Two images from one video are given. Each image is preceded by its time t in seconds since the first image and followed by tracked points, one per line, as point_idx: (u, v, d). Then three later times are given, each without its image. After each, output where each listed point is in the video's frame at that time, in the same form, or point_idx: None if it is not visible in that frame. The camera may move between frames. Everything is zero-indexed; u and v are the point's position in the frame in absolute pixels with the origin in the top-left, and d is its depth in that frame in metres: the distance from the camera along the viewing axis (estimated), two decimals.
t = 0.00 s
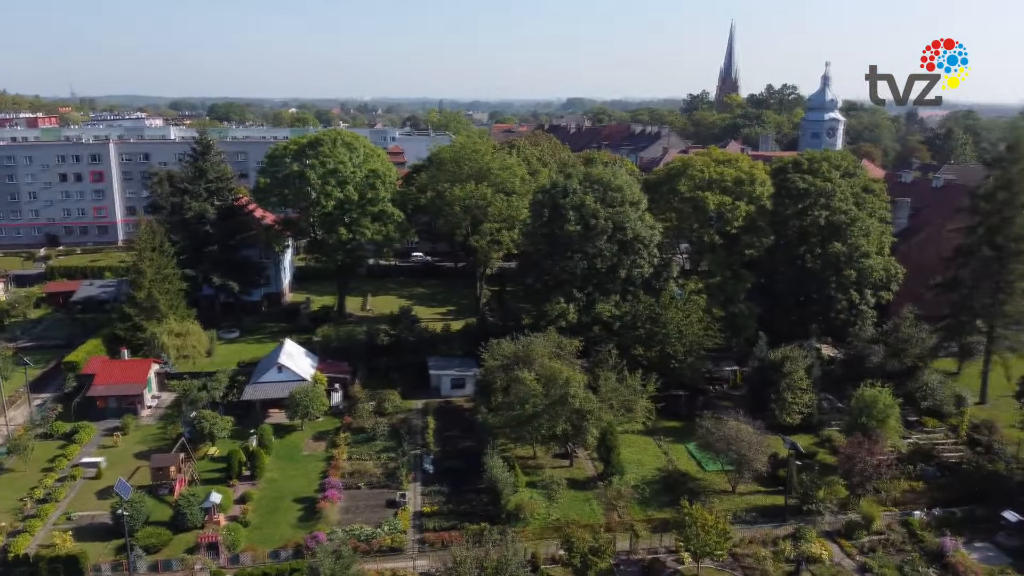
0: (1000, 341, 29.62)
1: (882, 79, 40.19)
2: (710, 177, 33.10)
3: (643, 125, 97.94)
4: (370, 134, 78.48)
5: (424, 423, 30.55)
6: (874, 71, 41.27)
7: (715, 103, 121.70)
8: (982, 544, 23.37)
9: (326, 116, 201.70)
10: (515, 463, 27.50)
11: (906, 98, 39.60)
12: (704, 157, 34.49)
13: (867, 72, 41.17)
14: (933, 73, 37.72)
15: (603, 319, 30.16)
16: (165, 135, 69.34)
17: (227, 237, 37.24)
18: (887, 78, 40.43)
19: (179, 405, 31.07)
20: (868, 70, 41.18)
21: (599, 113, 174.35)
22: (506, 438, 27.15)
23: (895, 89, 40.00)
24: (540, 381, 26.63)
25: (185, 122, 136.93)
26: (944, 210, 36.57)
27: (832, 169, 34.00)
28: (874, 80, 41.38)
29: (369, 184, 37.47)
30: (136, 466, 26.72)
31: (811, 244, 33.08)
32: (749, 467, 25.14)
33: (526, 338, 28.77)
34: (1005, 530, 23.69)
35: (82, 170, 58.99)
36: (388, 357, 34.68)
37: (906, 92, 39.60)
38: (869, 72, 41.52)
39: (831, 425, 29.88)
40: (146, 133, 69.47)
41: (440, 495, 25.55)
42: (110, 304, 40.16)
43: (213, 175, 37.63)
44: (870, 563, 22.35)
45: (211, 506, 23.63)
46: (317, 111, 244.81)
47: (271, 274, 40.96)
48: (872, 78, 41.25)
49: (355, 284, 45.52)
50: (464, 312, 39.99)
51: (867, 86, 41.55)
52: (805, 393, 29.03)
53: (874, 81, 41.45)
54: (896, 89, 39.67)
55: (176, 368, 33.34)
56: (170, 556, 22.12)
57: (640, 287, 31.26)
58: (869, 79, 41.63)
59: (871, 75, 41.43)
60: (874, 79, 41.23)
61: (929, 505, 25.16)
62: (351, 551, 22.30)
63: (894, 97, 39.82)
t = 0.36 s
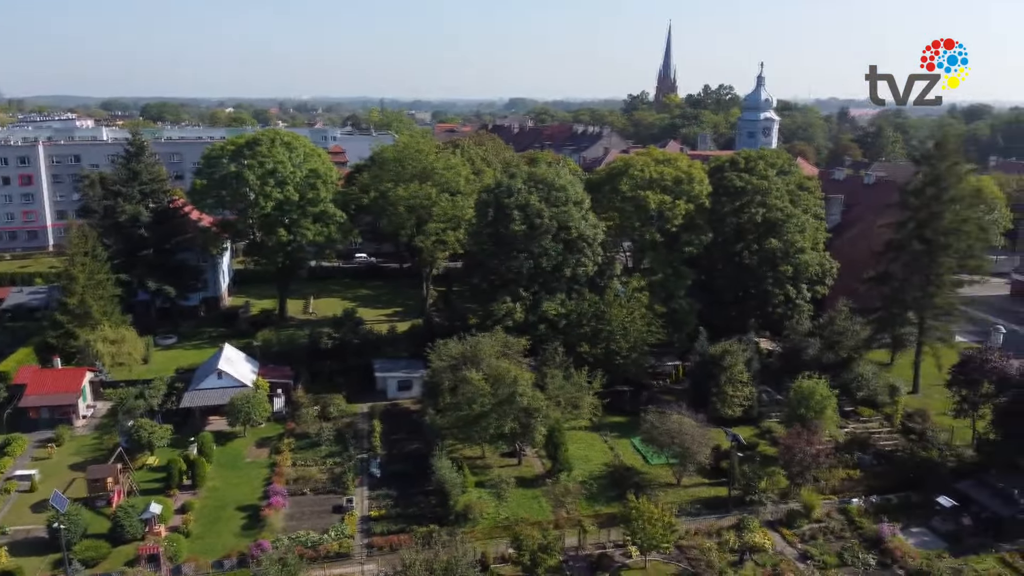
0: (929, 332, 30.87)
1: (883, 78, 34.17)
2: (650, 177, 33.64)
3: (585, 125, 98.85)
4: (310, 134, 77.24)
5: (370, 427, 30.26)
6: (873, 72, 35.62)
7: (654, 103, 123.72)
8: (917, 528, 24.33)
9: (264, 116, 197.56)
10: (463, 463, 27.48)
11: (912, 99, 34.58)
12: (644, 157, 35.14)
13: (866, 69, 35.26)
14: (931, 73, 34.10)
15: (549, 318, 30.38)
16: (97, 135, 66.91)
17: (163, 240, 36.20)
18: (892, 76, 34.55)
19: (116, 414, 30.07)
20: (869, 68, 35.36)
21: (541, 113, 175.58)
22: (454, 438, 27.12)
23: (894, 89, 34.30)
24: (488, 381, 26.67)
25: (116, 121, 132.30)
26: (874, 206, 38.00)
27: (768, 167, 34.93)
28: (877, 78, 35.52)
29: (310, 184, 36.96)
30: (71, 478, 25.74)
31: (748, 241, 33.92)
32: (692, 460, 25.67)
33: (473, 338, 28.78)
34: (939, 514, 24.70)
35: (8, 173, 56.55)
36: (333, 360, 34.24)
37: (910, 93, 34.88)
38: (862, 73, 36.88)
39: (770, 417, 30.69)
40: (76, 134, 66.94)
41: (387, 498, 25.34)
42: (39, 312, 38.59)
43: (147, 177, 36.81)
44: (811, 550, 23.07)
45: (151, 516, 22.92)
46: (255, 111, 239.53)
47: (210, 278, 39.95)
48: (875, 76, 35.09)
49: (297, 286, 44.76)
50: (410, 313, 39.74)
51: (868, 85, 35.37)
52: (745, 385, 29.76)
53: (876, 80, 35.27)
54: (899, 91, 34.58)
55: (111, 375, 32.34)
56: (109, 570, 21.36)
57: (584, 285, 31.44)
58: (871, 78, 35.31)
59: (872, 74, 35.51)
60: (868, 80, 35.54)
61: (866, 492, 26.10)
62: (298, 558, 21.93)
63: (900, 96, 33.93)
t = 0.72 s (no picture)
0: (863, 324, 32.11)
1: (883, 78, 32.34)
2: (591, 176, 34.02)
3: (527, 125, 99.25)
4: (248, 134, 75.52)
5: (314, 432, 29.76)
6: (874, 71, 33.60)
7: (595, 103, 125.34)
8: (855, 516, 25.33)
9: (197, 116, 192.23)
10: (410, 466, 27.33)
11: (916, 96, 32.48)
12: (585, 157, 35.33)
13: (868, 70, 33.13)
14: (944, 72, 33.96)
15: (495, 317, 30.48)
16: (21, 136, 64.10)
17: (95, 245, 34.72)
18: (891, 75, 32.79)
19: (48, 425, 28.82)
20: (869, 68, 33.15)
21: (482, 110, 176.07)
22: (400, 441, 26.92)
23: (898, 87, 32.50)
24: (435, 382, 26.58)
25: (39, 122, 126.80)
26: (807, 203, 39.29)
27: (705, 166, 35.74)
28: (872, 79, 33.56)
29: (247, 185, 36.11)
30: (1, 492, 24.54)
31: (687, 239, 34.61)
32: (637, 454, 26.12)
33: (419, 339, 28.60)
34: (875, 501, 25.75)
35: None
36: (274, 365, 33.54)
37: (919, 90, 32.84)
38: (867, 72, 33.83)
39: (712, 410, 31.44)
40: None
41: (333, 504, 24.97)
42: None
43: (77, 180, 35.02)
44: (753, 540, 23.75)
45: (88, 529, 22.01)
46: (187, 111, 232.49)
47: (143, 281, 38.90)
48: (876, 76, 32.97)
49: (235, 290, 43.67)
50: (352, 315, 39.20)
51: (868, 85, 33.26)
52: (686, 379, 30.45)
53: (876, 80, 33.35)
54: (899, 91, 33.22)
55: (41, 385, 31.00)
56: None
57: (529, 285, 31.60)
58: (871, 79, 33.35)
59: (871, 74, 33.52)
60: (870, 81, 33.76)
61: (805, 481, 27.03)
62: (242, 566, 21.42)
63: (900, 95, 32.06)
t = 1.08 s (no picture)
0: (799, 318, 33.22)
1: (883, 78, 33.43)
2: (535, 176, 34.21)
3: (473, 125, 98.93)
4: (183, 134, 73.41)
5: (256, 438, 29.14)
6: (874, 71, 34.88)
7: (536, 103, 126.14)
8: (796, 504, 26.23)
9: (127, 117, 185.87)
10: (356, 469, 27.04)
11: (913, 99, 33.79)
12: (529, 156, 35.72)
13: (867, 70, 34.24)
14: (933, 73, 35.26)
15: (442, 317, 30.41)
16: None
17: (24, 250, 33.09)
18: (891, 76, 33.93)
19: None
20: (869, 68, 34.26)
21: (421, 109, 174.39)
22: (346, 445, 26.62)
23: (895, 87, 33.68)
24: (381, 384, 26.33)
25: None
26: (745, 200, 40.34)
27: (645, 165, 36.40)
28: (872, 79, 34.72)
29: (183, 186, 35.09)
30: None
31: (629, 237, 35.16)
32: (584, 450, 26.44)
33: (364, 342, 28.25)
34: (814, 489, 26.70)
35: None
36: (213, 371, 32.72)
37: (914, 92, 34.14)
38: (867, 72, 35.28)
39: (656, 404, 32.03)
40: None
41: (278, 510, 24.50)
42: None
43: (4, 182, 33.33)
44: (698, 531, 24.33)
45: (23, 543, 21.03)
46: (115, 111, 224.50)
47: (75, 287, 37.31)
48: (876, 77, 34.12)
49: (172, 294, 42.42)
50: (294, 318, 38.49)
51: (867, 85, 34.37)
52: (630, 374, 31.03)
53: (875, 80, 34.47)
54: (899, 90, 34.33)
55: None
56: None
57: (476, 284, 31.61)
58: (870, 79, 34.51)
59: (870, 74, 34.62)
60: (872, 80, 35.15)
61: (747, 471, 27.83)
62: None
63: (897, 96, 33.25)
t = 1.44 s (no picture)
0: (738, 312, 34.06)
1: (884, 78, 34.90)
2: (479, 175, 34.14)
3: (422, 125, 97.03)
4: (115, 135, 71.05)
5: (197, 446, 28.36)
6: (874, 71, 36.08)
7: (479, 103, 126.27)
8: (739, 495, 26.87)
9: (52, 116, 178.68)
10: (300, 475, 26.58)
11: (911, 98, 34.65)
12: (473, 155, 35.75)
13: (869, 71, 35.60)
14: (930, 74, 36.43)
15: (387, 319, 30.16)
16: None
17: None
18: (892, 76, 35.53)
19: None
20: (870, 69, 35.64)
21: (361, 108, 172.53)
22: (290, 450, 26.15)
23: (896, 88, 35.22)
24: (325, 388, 25.89)
25: None
26: (685, 198, 41.11)
27: (587, 165, 36.78)
28: (872, 79, 36.34)
29: (115, 188, 33.91)
30: None
31: (573, 235, 35.40)
32: (532, 447, 26.55)
33: (307, 345, 27.76)
34: (755, 479, 27.39)
35: None
36: (151, 378, 31.73)
37: (910, 92, 35.09)
38: (869, 72, 36.41)
39: (602, 400, 32.33)
40: None
41: (220, 519, 23.89)
42: None
43: None
44: (644, 524, 24.69)
45: None
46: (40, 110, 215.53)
47: (4, 295, 35.87)
48: (876, 77, 35.54)
49: (104, 300, 40.97)
50: (234, 323, 37.62)
51: (868, 85, 35.81)
52: (576, 371, 31.29)
53: (876, 81, 35.90)
54: (898, 90, 35.28)
55: None
56: None
57: (421, 285, 31.42)
58: (871, 79, 35.94)
59: (871, 74, 36.07)
60: (873, 80, 36.23)
61: (691, 464, 28.39)
62: None
63: (898, 96, 34.81)
